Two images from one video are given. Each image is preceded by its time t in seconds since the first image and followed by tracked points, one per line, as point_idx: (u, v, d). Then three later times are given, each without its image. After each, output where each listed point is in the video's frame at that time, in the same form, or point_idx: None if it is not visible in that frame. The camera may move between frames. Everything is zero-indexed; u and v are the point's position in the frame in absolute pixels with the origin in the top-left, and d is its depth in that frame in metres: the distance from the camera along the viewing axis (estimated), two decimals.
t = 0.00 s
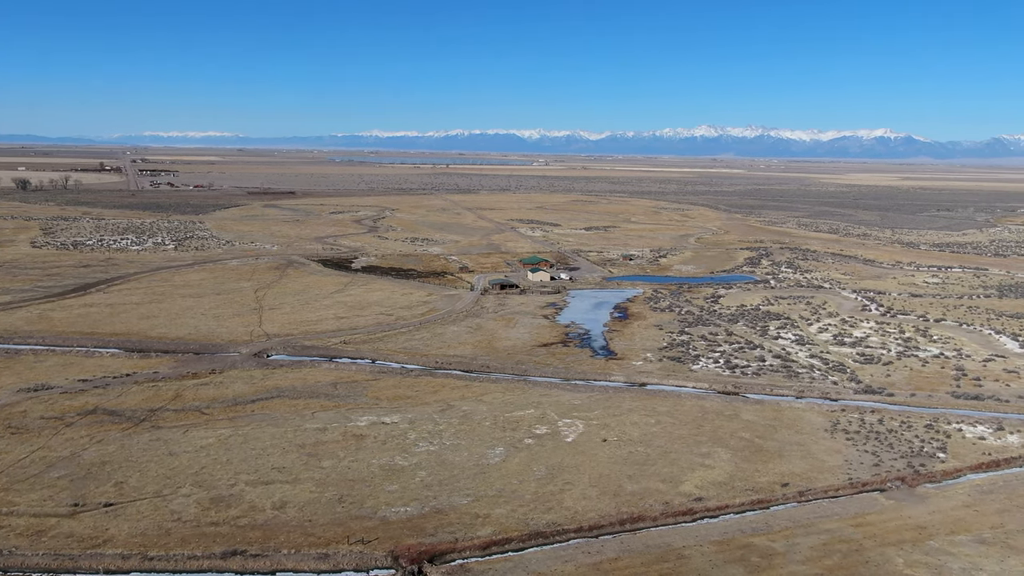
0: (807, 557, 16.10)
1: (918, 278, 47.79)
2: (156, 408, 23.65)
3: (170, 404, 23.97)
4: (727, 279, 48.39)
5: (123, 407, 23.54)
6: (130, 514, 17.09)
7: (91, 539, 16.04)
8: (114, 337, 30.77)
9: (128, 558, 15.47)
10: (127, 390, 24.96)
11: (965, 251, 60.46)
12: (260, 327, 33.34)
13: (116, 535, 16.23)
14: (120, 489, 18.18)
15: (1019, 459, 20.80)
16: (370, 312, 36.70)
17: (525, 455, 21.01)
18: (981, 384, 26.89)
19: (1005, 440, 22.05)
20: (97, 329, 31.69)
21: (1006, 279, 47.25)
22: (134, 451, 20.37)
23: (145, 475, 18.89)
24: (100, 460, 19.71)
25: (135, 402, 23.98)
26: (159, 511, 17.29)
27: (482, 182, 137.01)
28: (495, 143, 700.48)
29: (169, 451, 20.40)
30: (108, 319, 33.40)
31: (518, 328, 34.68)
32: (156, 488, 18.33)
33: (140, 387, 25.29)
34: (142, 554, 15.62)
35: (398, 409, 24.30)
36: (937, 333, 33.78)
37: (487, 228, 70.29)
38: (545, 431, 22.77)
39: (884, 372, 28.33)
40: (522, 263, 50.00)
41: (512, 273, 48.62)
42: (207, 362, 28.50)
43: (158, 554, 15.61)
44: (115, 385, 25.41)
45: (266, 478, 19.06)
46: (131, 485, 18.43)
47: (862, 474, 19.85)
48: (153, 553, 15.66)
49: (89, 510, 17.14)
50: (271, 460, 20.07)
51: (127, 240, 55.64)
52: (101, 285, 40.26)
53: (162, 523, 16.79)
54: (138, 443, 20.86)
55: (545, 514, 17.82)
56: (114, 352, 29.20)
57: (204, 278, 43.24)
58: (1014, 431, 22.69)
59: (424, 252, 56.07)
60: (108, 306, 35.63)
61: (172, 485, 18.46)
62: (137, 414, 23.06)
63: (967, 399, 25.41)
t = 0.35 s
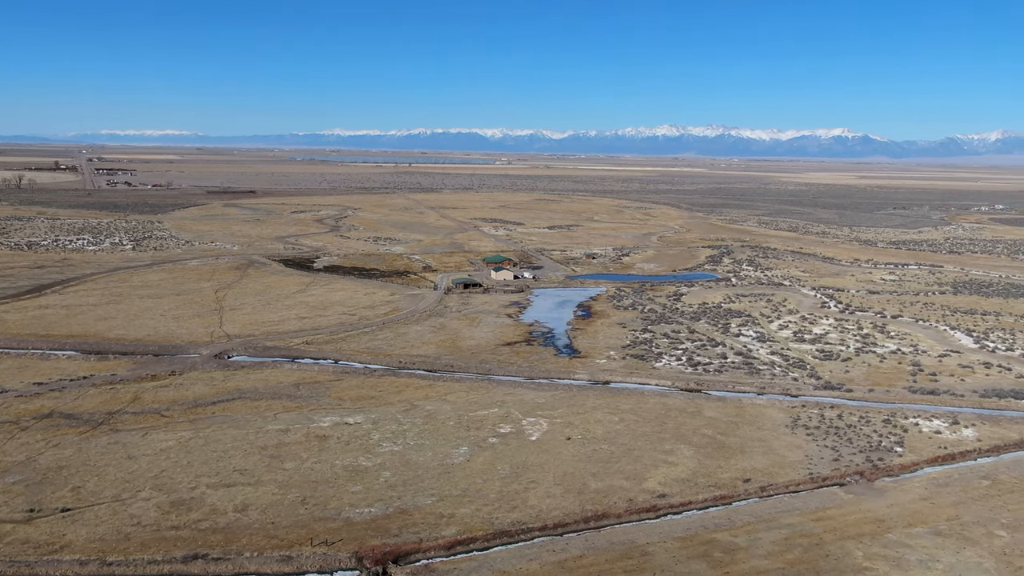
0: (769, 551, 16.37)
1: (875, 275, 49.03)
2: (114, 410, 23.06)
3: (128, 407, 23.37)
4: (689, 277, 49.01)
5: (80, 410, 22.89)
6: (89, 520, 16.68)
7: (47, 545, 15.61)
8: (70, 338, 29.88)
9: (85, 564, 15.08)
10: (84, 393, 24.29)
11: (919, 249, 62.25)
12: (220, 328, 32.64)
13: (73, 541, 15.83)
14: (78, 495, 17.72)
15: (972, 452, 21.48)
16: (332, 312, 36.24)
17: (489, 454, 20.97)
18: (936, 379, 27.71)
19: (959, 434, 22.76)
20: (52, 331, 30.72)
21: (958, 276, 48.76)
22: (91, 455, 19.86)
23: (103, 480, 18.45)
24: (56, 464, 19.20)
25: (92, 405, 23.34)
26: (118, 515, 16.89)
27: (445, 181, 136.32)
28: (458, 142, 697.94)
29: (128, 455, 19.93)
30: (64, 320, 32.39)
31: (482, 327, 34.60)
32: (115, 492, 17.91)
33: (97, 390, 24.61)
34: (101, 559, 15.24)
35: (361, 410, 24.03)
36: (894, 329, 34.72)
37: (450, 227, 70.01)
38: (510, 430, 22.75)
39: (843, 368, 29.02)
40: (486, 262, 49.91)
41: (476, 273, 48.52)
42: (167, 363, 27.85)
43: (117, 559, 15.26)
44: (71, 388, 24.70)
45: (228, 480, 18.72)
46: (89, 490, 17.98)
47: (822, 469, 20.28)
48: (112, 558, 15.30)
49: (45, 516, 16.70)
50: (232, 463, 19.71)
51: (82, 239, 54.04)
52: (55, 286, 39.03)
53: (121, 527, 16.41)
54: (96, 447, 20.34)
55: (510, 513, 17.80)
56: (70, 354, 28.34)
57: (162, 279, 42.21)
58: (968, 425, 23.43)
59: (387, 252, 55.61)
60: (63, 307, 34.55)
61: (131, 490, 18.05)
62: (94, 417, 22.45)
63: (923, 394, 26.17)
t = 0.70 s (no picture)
0: (733, 546, 16.61)
1: (836, 273, 50.11)
2: (72, 413, 22.45)
3: (87, 410, 22.76)
4: (653, 275, 49.50)
5: (37, 413, 22.23)
6: (46, 525, 16.24)
7: (2, 552, 15.16)
8: (25, 340, 28.95)
9: (43, 570, 14.67)
10: (40, 396, 23.58)
11: (878, 246, 63.78)
12: (182, 329, 31.91)
13: (31, 547, 15.39)
14: (35, 500, 17.22)
15: (931, 446, 22.08)
16: (296, 312, 35.72)
17: (455, 454, 20.88)
18: (895, 375, 28.42)
19: (918, 428, 23.38)
20: (6, 333, 29.73)
21: (915, 273, 50.05)
22: (49, 459, 19.32)
23: (61, 485, 17.97)
24: (12, 469, 18.64)
25: (49, 409, 22.68)
26: (77, 521, 16.46)
27: (410, 180, 135.49)
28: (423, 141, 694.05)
29: (87, 458, 19.43)
30: (18, 322, 31.37)
31: (448, 326, 34.46)
32: (74, 497, 17.46)
33: (55, 393, 23.90)
34: (59, 565, 14.84)
35: (326, 410, 23.72)
36: (855, 326, 35.54)
37: (415, 226, 69.63)
38: (476, 429, 22.69)
39: (805, 364, 29.61)
40: (451, 261, 49.70)
41: (442, 272, 48.33)
42: (127, 365, 27.17)
43: (76, 564, 14.88)
44: (26, 391, 23.96)
45: (190, 483, 18.37)
46: (47, 494, 17.52)
47: (785, 464, 20.65)
48: (71, 564, 14.91)
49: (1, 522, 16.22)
50: (195, 465, 19.34)
51: (37, 239, 52.40)
52: (9, 287, 37.77)
53: (81, 532, 16.01)
54: (53, 451, 19.78)
55: (477, 512, 17.74)
56: (25, 357, 27.47)
57: (121, 279, 41.15)
58: (927, 420, 24.07)
59: (352, 251, 55.05)
60: (18, 309, 33.46)
61: (91, 494, 17.61)
62: (51, 420, 21.81)
63: (883, 389, 26.84)
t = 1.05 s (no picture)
0: (699, 542, 16.83)
1: (798, 270, 51.08)
2: (30, 417, 21.89)
3: (44, 414, 22.19)
4: (618, 274, 49.87)
5: None
6: (4, 531, 15.88)
7: None
8: None
9: None
10: None
11: (839, 244, 65.16)
12: (142, 330, 31.16)
13: None
14: None
15: (891, 440, 22.63)
16: (259, 312, 35.14)
17: (422, 453, 20.75)
18: (856, 370, 29.09)
19: (879, 423, 23.96)
20: None
21: (875, 271, 51.26)
22: (6, 464, 18.85)
23: (19, 490, 17.57)
24: None
25: (5, 413, 22.06)
26: (36, 526, 16.11)
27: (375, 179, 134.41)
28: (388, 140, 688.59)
29: (46, 463, 18.99)
30: None
31: (414, 326, 34.24)
32: (32, 502, 17.07)
33: (11, 396, 23.27)
34: (17, 572, 14.53)
35: (290, 411, 23.39)
36: (817, 322, 36.30)
37: (380, 225, 69.06)
38: (443, 429, 22.59)
39: (769, 361, 30.15)
40: (416, 260, 49.39)
41: (407, 271, 48.00)
42: (86, 367, 26.52)
43: (35, 571, 14.58)
44: None
45: (152, 487, 18.05)
46: (3, 500, 17.09)
47: (749, 460, 20.99)
48: (30, 570, 14.60)
49: None
50: (157, 468, 19.01)
51: None
52: None
53: (40, 538, 15.68)
54: (10, 456, 19.29)
55: (444, 512, 17.67)
56: None
57: (79, 279, 40.09)
58: (887, 415, 24.69)
59: (316, 250, 54.36)
60: None
61: (50, 499, 17.23)
62: (7, 424, 21.24)
63: (845, 384, 27.45)
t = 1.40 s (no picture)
0: (665, 538, 17.00)
1: (761, 268, 51.91)
2: None
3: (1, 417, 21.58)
4: (584, 272, 50.11)
5: None
6: None
7: None
8: None
9: None
10: None
11: (802, 242, 66.42)
12: (103, 331, 30.41)
13: None
14: None
15: (853, 435, 23.15)
16: (223, 312, 34.50)
17: (389, 453, 20.59)
18: (819, 367, 29.70)
19: (841, 418, 24.51)
20: None
21: (837, 268, 52.37)
22: None
23: None
24: None
25: None
26: None
27: (340, 178, 132.93)
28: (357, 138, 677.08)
29: (3, 467, 18.49)
30: None
31: (379, 325, 33.94)
32: None
33: None
34: None
35: (255, 412, 23.00)
36: (781, 319, 36.96)
37: (346, 224, 68.32)
38: (410, 428, 22.43)
39: (734, 358, 30.60)
40: (382, 259, 48.96)
41: (373, 270, 47.54)
42: (45, 369, 25.82)
43: None
44: None
45: (114, 490, 17.69)
46: None
47: (715, 456, 21.27)
48: None
49: None
50: (119, 471, 18.63)
51: None
52: None
53: None
54: None
55: (411, 511, 17.55)
56: None
57: (35, 279, 38.94)
58: (849, 410, 25.27)
59: (280, 250, 53.54)
60: None
61: (8, 504, 16.80)
62: None
63: (809, 381, 28.02)
